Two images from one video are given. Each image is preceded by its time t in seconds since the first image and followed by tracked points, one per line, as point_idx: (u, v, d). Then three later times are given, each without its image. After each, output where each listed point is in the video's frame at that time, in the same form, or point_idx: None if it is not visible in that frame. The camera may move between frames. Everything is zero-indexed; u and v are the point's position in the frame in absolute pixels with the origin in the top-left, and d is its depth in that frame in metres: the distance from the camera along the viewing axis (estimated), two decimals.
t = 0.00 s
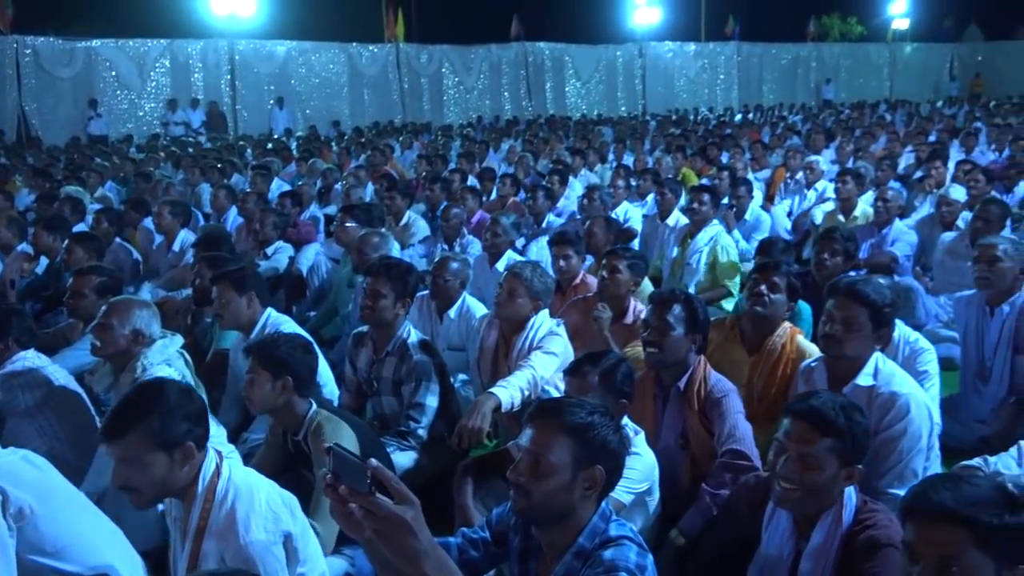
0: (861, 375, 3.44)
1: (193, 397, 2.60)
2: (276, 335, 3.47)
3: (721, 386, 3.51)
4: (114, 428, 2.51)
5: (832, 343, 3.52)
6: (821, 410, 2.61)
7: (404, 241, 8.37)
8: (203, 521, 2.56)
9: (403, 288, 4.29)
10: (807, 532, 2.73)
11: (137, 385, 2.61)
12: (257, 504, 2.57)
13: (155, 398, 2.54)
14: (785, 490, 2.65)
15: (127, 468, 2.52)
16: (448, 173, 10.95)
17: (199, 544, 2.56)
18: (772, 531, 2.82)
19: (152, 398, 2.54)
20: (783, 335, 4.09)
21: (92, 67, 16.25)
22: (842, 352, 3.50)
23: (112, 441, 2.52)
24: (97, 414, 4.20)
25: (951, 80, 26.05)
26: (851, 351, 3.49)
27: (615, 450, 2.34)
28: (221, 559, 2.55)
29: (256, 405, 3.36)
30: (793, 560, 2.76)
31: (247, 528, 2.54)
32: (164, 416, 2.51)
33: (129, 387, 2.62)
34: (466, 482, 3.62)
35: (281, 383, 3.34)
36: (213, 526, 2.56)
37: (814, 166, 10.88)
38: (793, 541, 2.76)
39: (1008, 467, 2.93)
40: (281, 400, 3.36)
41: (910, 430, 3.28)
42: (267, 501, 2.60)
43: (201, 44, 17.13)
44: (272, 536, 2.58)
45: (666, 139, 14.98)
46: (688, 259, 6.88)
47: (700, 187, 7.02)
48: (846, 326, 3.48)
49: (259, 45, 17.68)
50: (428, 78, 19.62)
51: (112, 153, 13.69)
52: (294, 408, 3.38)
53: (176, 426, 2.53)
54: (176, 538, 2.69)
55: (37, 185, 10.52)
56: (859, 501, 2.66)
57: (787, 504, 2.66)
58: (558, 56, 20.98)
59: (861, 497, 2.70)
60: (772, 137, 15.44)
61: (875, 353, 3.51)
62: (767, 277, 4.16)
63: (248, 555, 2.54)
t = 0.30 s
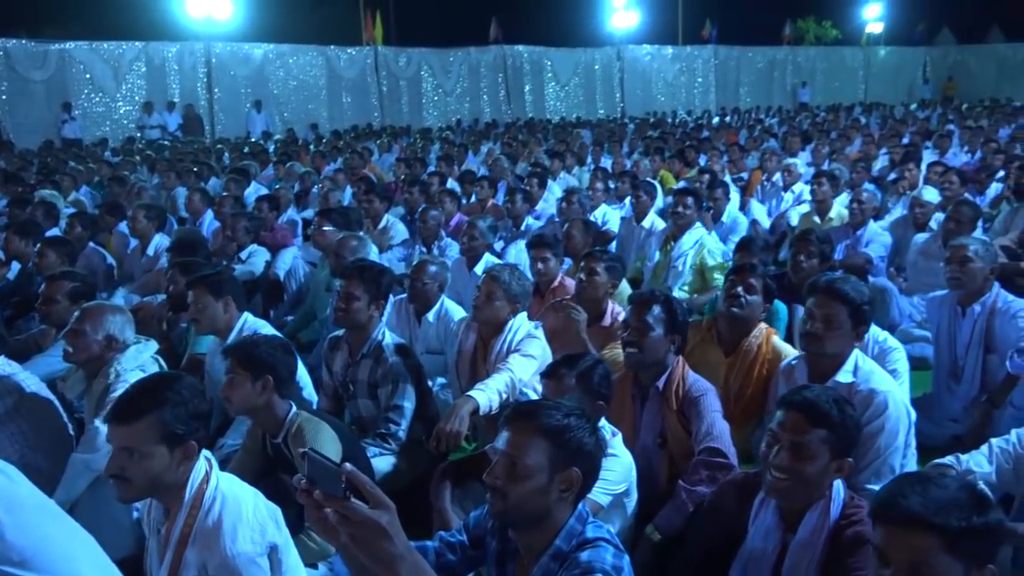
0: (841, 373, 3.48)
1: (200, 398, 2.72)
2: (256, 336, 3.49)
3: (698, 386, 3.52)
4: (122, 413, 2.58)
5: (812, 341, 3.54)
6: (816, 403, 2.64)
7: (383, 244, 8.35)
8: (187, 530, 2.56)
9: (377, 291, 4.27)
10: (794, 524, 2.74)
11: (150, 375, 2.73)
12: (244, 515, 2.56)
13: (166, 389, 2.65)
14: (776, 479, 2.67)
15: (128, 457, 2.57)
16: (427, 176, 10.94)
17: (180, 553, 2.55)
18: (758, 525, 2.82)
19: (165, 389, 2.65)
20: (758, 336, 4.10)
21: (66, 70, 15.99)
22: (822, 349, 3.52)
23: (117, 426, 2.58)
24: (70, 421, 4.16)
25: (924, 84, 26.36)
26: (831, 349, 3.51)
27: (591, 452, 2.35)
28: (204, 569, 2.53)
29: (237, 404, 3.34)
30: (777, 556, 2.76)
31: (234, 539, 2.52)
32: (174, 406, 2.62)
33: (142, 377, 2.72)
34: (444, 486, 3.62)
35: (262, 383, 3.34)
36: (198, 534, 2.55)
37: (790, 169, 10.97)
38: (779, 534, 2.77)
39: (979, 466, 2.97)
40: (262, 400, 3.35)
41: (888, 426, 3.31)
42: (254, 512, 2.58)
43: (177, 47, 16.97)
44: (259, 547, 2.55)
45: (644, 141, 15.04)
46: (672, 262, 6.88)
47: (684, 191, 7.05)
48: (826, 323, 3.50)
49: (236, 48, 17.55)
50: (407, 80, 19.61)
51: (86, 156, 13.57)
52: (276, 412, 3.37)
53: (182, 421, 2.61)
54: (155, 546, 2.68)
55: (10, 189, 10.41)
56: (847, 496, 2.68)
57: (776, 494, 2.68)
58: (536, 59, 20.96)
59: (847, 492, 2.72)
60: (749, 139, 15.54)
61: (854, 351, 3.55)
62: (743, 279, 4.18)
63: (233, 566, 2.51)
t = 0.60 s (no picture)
0: (826, 371, 3.51)
1: (199, 401, 2.72)
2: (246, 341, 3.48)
3: (675, 388, 3.54)
4: (119, 411, 2.59)
5: (797, 339, 3.56)
6: (803, 400, 2.67)
7: (363, 248, 8.32)
8: (174, 539, 2.53)
9: (355, 293, 4.26)
10: (777, 523, 2.75)
11: (150, 375, 2.74)
12: (232, 525, 2.54)
13: (165, 390, 2.65)
14: (761, 477, 2.68)
15: (119, 457, 2.56)
16: (407, 179, 10.93)
17: (165, 563, 2.52)
18: (741, 522, 2.83)
19: (163, 390, 2.65)
20: (732, 339, 4.14)
21: (41, 72, 15.84)
22: (806, 348, 3.54)
23: (113, 425, 2.58)
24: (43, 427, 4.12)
25: (899, 88, 26.66)
26: (816, 347, 3.53)
27: (568, 455, 2.35)
28: None
29: (223, 407, 3.33)
30: (759, 555, 2.77)
31: (222, 550, 2.50)
32: (172, 408, 2.62)
33: (141, 378, 2.73)
34: (424, 489, 3.60)
35: (250, 388, 3.33)
36: (184, 543, 2.53)
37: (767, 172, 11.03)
38: (761, 533, 2.77)
39: (952, 466, 3.00)
40: (248, 405, 3.34)
41: (870, 423, 3.34)
42: (242, 522, 2.57)
43: (154, 49, 16.87)
44: (247, 558, 2.53)
45: (623, 145, 15.09)
46: (661, 269, 6.91)
47: (677, 196, 7.09)
48: (810, 322, 3.52)
49: (214, 50, 17.45)
50: (387, 83, 19.59)
51: (62, 159, 13.44)
52: (262, 418, 3.35)
53: (177, 424, 2.61)
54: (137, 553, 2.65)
55: None
56: (830, 496, 2.69)
57: (762, 492, 2.69)
58: (517, 63, 20.94)
59: (830, 492, 2.72)
60: (728, 143, 15.63)
61: (837, 349, 3.57)
62: (703, 279, 4.22)
63: None
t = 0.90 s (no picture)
0: (808, 371, 3.53)
1: (183, 405, 2.69)
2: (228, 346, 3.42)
3: (652, 390, 3.56)
4: (101, 411, 2.56)
5: (777, 342, 3.58)
6: (777, 406, 2.68)
7: (341, 251, 8.29)
8: (151, 545, 2.51)
9: (337, 297, 4.25)
10: (750, 526, 2.76)
11: (135, 376, 2.72)
12: (211, 532, 2.53)
13: (149, 392, 2.63)
14: (733, 484, 2.69)
15: (98, 459, 2.54)
16: (386, 182, 10.90)
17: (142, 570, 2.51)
18: (715, 526, 2.85)
19: (146, 392, 2.62)
20: (704, 340, 4.16)
21: (14, 74, 15.68)
22: (787, 350, 3.56)
23: (93, 426, 2.56)
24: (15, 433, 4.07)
25: (874, 93, 26.91)
26: (796, 349, 3.55)
27: (545, 458, 2.35)
28: None
29: (203, 415, 3.28)
30: (733, 556, 2.78)
31: (201, 557, 2.48)
32: (155, 411, 2.59)
33: (127, 379, 2.71)
34: (401, 493, 3.60)
35: (231, 396, 3.28)
36: (162, 549, 2.51)
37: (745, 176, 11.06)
38: (735, 535, 2.79)
39: (925, 466, 3.04)
40: (229, 412, 3.29)
41: (849, 423, 3.38)
42: (221, 529, 2.56)
43: (130, 51, 16.74)
44: (226, 564, 2.52)
45: (603, 148, 15.13)
46: (648, 274, 6.89)
47: (665, 201, 7.09)
48: (789, 325, 3.54)
49: (191, 52, 17.34)
50: (366, 86, 19.55)
51: (36, 162, 13.31)
52: (243, 425, 3.31)
53: (158, 426, 2.59)
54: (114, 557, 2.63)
55: None
56: (803, 498, 2.70)
57: (734, 498, 2.70)
58: (496, 67, 20.98)
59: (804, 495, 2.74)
60: (706, 146, 15.70)
61: (818, 351, 3.59)
62: (672, 282, 4.23)
63: None
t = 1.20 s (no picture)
0: (780, 372, 3.56)
1: (153, 405, 2.70)
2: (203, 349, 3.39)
3: (632, 389, 3.57)
4: (70, 408, 2.57)
5: (749, 344, 3.61)
6: (744, 408, 2.69)
7: (319, 252, 8.27)
8: (119, 545, 2.50)
9: (319, 299, 4.24)
10: (722, 526, 2.78)
11: (107, 376, 2.73)
12: (181, 532, 2.51)
13: (118, 391, 2.64)
14: (704, 486, 2.72)
15: (62, 455, 2.54)
16: (364, 182, 10.88)
17: (109, 571, 2.49)
18: (688, 528, 2.87)
19: (116, 391, 2.63)
20: (682, 339, 4.19)
21: None
22: (759, 351, 3.59)
23: (60, 422, 2.56)
24: None
25: (849, 94, 27.13)
26: (767, 349, 3.58)
27: (522, 457, 2.36)
28: None
29: (178, 420, 3.26)
30: (707, 556, 2.80)
31: (169, 557, 2.47)
32: (122, 409, 2.60)
33: (99, 378, 2.72)
34: (379, 493, 3.60)
35: (207, 401, 3.26)
36: (130, 548, 2.49)
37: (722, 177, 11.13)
38: (708, 536, 2.81)
39: (897, 461, 3.08)
40: (205, 418, 3.27)
41: (823, 422, 3.40)
42: (193, 530, 2.54)
43: (104, 50, 16.58)
44: (195, 565, 2.50)
45: (581, 148, 15.16)
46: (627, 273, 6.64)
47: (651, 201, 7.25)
48: (760, 325, 3.57)
49: (167, 51, 17.21)
50: (344, 86, 19.49)
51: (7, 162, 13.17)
52: (218, 428, 3.29)
53: (123, 425, 2.59)
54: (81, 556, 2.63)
55: None
56: (773, 497, 2.73)
57: (705, 501, 2.73)
58: (475, 67, 20.96)
59: (774, 494, 2.77)
60: (684, 147, 15.77)
61: (790, 349, 3.63)
62: (652, 280, 4.23)
63: None
